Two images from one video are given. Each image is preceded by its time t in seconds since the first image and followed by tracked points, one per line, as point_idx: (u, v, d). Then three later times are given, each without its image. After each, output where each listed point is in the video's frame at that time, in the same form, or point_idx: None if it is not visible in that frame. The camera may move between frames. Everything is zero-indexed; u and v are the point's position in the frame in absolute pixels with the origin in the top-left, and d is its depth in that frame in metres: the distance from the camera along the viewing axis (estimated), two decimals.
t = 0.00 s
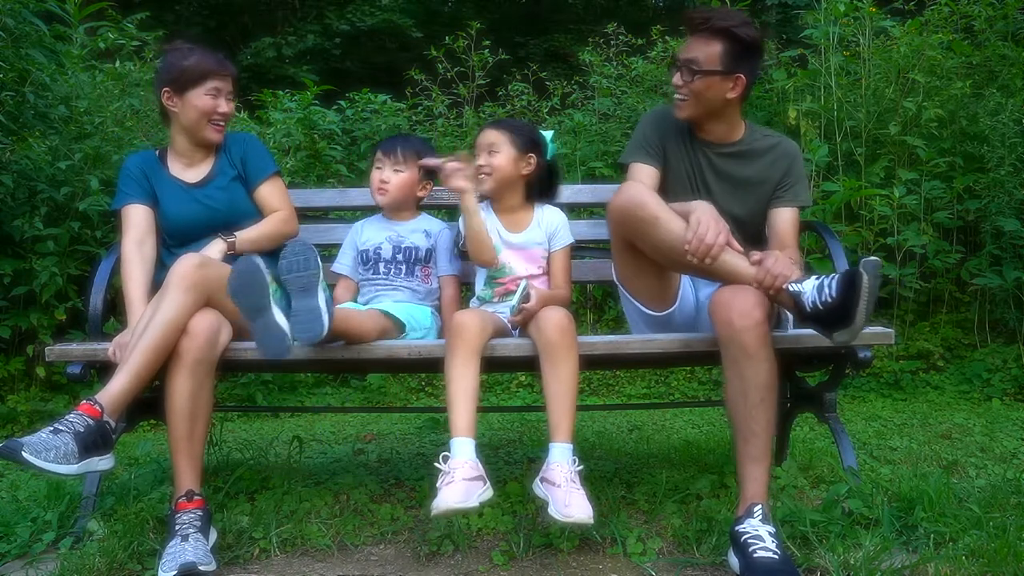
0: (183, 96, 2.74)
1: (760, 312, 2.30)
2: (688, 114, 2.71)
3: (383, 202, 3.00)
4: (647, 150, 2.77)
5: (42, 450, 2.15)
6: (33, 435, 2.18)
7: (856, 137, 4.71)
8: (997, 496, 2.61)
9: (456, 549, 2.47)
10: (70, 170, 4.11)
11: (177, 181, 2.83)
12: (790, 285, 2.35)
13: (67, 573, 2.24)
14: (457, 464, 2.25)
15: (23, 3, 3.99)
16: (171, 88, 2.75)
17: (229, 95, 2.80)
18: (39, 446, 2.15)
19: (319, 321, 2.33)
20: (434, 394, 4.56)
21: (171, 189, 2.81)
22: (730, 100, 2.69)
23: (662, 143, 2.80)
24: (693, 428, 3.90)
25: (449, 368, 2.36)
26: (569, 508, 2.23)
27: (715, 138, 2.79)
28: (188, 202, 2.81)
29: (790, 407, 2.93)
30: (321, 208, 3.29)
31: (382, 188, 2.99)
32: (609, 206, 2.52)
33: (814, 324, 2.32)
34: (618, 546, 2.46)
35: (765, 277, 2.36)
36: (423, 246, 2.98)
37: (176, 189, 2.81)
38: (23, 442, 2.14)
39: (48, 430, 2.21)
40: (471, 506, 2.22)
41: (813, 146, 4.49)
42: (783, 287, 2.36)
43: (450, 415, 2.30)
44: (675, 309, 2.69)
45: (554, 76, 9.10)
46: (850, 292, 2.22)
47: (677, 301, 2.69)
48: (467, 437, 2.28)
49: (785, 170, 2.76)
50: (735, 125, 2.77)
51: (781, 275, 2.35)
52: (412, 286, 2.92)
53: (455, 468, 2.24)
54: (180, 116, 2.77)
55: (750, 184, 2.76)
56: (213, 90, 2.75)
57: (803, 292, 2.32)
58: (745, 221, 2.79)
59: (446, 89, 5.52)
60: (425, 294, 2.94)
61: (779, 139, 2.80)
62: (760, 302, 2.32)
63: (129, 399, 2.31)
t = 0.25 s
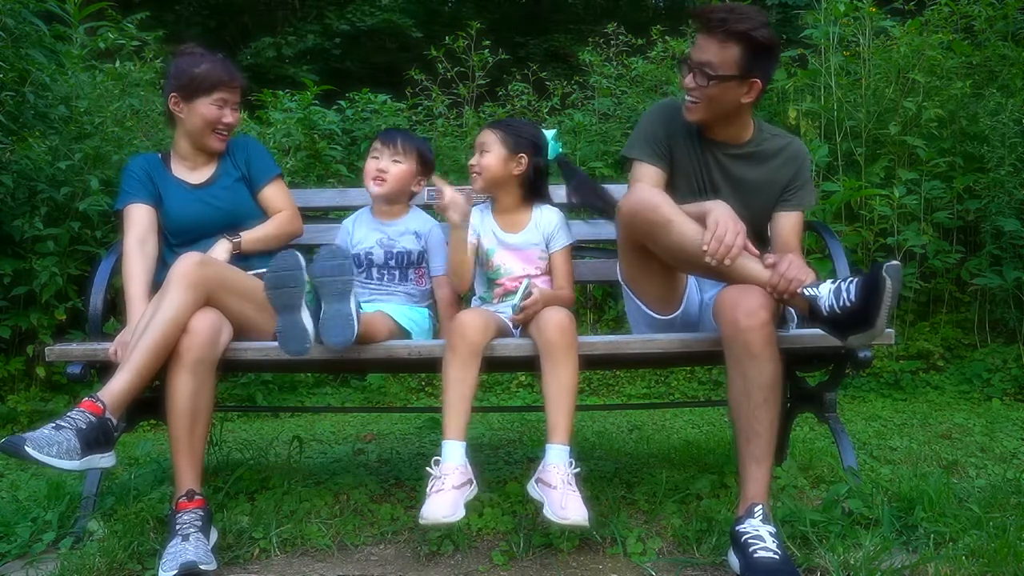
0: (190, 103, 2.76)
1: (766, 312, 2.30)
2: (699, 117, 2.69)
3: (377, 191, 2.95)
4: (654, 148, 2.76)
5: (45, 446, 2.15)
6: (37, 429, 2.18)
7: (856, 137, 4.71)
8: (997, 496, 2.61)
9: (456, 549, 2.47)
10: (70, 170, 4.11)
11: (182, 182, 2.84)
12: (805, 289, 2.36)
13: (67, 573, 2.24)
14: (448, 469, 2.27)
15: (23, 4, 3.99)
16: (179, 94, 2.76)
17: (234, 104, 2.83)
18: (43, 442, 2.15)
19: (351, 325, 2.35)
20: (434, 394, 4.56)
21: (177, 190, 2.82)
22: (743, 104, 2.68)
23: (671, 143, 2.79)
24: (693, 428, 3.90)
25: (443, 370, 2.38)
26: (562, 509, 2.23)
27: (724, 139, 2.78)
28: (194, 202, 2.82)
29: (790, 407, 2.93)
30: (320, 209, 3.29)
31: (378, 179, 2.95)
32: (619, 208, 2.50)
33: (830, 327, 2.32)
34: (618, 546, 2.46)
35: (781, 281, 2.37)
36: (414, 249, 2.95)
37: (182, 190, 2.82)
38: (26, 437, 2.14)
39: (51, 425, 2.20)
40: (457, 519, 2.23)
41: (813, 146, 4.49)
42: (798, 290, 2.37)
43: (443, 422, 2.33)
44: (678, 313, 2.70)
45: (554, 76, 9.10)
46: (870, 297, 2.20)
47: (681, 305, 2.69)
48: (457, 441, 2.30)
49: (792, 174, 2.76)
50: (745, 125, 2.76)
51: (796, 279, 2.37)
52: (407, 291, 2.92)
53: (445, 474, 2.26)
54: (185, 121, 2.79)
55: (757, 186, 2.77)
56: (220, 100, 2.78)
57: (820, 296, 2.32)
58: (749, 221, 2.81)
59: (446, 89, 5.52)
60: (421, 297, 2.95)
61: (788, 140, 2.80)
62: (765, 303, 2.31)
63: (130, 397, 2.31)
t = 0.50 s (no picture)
0: (194, 103, 2.77)
1: (760, 313, 2.30)
2: (697, 121, 2.70)
3: (377, 194, 2.92)
4: (654, 150, 2.76)
5: (51, 437, 2.16)
6: (43, 421, 2.18)
7: (856, 137, 4.71)
8: (997, 496, 2.61)
9: (456, 549, 2.47)
10: (70, 170, 4.11)
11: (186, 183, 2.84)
12: (804, 291, 2.36)
13: (67, 573, 2.24)
14: (461, 471, 2.27)
15: (23, 4, 3.99)
16: (182, 95, 2.77)
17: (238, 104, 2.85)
18: (48, 433, 2.16)
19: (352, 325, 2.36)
20: (433, 394, 4.57)
21: (180, 190, 2.82)
22: (740, 108, 2.67)
23: (673, 145, 2.79)
24: (693, 428, 3.90)
25: (448, 369, 2.38)
26: (569, 510, 2.23)
27: (726, 141, 2.78)
28: (197, 202, 2.82)
29: (790, 407, 2.93)
30: (319, 209, 3.29)
31: (378, 180, 2.92)
32: (620, 209, 2.52)
33: (829, 329, 2.31)
34: (618, 546, 2.46)
35: (779, 284, 2.36)
36: (404, 254, 2.92)
37: (185, 190, 2.82)
38: (31, 428, 2.15)
39: (55, 418, 2.20)
40: (476, 521, 2.24)
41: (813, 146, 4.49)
42: (797, 293, 2.36)
43: (453, 421, 2.32)
44: (678, 312, 2.70)
45: (554, 76, 9.10)
46: (869, 298, 2.20)
47: (682, 304, 2.69)
48: (468, 442, 2.30)
49: (795, 176, 2.76)
50: (747, 126, 2.75)
51: (795, 281, 2.35)
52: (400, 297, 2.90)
53: (460, 476, 2.26)
54: (188, 122, 2.80)
55: (759, 188, 2.77)
56: (224, 101, 2.79)
57: (819, 298, 2.32)
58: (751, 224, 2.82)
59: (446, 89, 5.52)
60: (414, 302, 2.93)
61: (793, 142, 2.79)
62: (759, 303, 2.32)
63: (132, 396, 2.31)
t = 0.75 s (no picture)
0: (188, 100, 2.77)
1: (755, 313, 2.30)
2: (693, 118, 2.70)
3: (376, 202, 2.91)
4: (652, 150, 2.77)
5: (52, 441, 2.15)
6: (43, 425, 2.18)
7: (856, 137, 4.71)
8: (997, 496, 2.61)
9: (456, 549, 2.47)
10: (70, 170, 4.11)
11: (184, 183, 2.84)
12: (796, 290, 2.36)
13: (67, 573, 2.24)
14: (451, 461, 2.24)
15: (23, 4, 3.99)
16: (177, 93, 2.78)
17: (234, 100, 2.83)
18: (49, 438, 2.15)
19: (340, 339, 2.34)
20: (434, 394, 4.57)
21: (179, 190, 2.82)
22: (734, 103, 2.68)
23: (670, 144, 2.79)
24: (693, 428, 3.90)
25: (445, 365, 2.37)
26: (570, 505, 2.23)
27: (722, 140, 2.78)
28: (196, 202, 2.82)
29: (790, 407, 2.94)
30: (319, 208, 3.29)
31: (382, 188, 2.92)
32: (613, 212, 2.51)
33: (823, 327, 2.32)
34: (618, 546, 2.46)
35: (772, 283, 2.36)
36: (400, 259, 2.92)
37: (184, 190, 2.83)
38: (33, 431, 2.14)
39: (55, 422, 2.20)
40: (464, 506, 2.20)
41: (813, 146, 4.49)
42: (789, 291, 2.36)
43: (446, 413, 2.30)
44: (677, 310, 2.69)
45: (554, 76, 9.11)
46: (861, 294, 2.20)
47: (678, 304, 2.69)
48: (461, 435, 2.27)
49: (791, 174, 2.76)
50: (741, 124, 2.76)
51: (788, 279, 2.36)
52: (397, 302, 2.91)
53: (449, 465, 2.23)
54: (184, 120, 2.80)
55: (757, 187, 2.76)
56: (218, 95, 2.78)
57: (812, 296, 2.32)
58: (751, 224, 2.81)
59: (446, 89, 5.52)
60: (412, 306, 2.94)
61: (788, 141, 2.79)
62: (755, 303, 2.32)
63: (132, 396, 2.31)
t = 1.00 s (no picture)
0: (178, 97, 2.76)
1: (754, 314, 2.30)
2: (690, 116, 2.72)
3: (381, 203, 2.91)
4: (650, 149, 2.78)
5: (49, 443, 2.15)
6: (42, 426, 2.18)
7: (856, 137, 4.71)
8: (997, 496, 2.61)
9: (456, 549, 2.47)
10: (70, 170, 4.11)
11: (183, 182, 2.85)
12: (791, 289, 2.34)
13: (67, 573, 2.23)
14: (438, 450, 2.21)
15: (23, 3, 3.99)
16: (168, 90, 2.77)
17: (226, 95, 2.81)
18: (47, 439, 2.15)
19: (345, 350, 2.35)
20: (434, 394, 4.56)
21: (178, 189, 2.82)
22: (729, 99, 2.69)
23: (667, 144, 2.80)
24: (693, 428, 3.90)
25: (442, 362, 2.36)
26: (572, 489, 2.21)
27: (719, 138, 2.78)
28: (194, 201, 2.83)
29: (790, 407, 2.94)
30: (320, 208, 3.29)
31: (385, 189, 2.92)
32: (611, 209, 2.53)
33: (819, 326, 2.30)
34: (618, 546, 2.45)
35: (767, 282, 2.35)
36: (402, 258, 2.93)
37: (182, 189, 2.83)
38: (30, 433, 2.14)
39: (54, 424, 2.20)
40: (449, 492, 2.18)
41: (813, 146, 4.49)
42: (785, 291, 2.35)
43: (437, 408, 2.30)
44: (677, 309, 2.69)
45: (555, 76, 9.11)
46: (853, 293, 2.19)
47: (678, 303, 2.69)
48: (449, 428, 2.26)
49: (788, 171, 2.76)
50: (738, 124, 2.77)
51: (783, 279, 2.35)
52: (399, 301, 2.92)
53: (435, 454, 2.21)
54: (177, 118, 2.80)
55: (754, 185, 2.76)
56: (206, 90, 2.76)
57: (806, 295, 2.31)
58: (749, 224, 2.79)
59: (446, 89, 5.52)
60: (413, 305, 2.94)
61: (783, 139, 2.80)
62: (753, 303, 2.32)
63: (132, 397, 2.31)
